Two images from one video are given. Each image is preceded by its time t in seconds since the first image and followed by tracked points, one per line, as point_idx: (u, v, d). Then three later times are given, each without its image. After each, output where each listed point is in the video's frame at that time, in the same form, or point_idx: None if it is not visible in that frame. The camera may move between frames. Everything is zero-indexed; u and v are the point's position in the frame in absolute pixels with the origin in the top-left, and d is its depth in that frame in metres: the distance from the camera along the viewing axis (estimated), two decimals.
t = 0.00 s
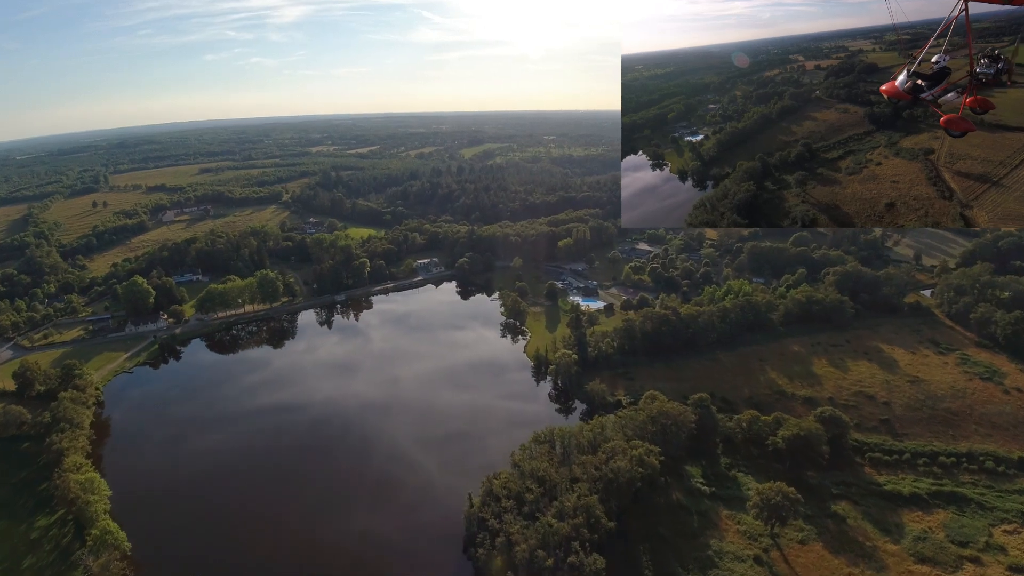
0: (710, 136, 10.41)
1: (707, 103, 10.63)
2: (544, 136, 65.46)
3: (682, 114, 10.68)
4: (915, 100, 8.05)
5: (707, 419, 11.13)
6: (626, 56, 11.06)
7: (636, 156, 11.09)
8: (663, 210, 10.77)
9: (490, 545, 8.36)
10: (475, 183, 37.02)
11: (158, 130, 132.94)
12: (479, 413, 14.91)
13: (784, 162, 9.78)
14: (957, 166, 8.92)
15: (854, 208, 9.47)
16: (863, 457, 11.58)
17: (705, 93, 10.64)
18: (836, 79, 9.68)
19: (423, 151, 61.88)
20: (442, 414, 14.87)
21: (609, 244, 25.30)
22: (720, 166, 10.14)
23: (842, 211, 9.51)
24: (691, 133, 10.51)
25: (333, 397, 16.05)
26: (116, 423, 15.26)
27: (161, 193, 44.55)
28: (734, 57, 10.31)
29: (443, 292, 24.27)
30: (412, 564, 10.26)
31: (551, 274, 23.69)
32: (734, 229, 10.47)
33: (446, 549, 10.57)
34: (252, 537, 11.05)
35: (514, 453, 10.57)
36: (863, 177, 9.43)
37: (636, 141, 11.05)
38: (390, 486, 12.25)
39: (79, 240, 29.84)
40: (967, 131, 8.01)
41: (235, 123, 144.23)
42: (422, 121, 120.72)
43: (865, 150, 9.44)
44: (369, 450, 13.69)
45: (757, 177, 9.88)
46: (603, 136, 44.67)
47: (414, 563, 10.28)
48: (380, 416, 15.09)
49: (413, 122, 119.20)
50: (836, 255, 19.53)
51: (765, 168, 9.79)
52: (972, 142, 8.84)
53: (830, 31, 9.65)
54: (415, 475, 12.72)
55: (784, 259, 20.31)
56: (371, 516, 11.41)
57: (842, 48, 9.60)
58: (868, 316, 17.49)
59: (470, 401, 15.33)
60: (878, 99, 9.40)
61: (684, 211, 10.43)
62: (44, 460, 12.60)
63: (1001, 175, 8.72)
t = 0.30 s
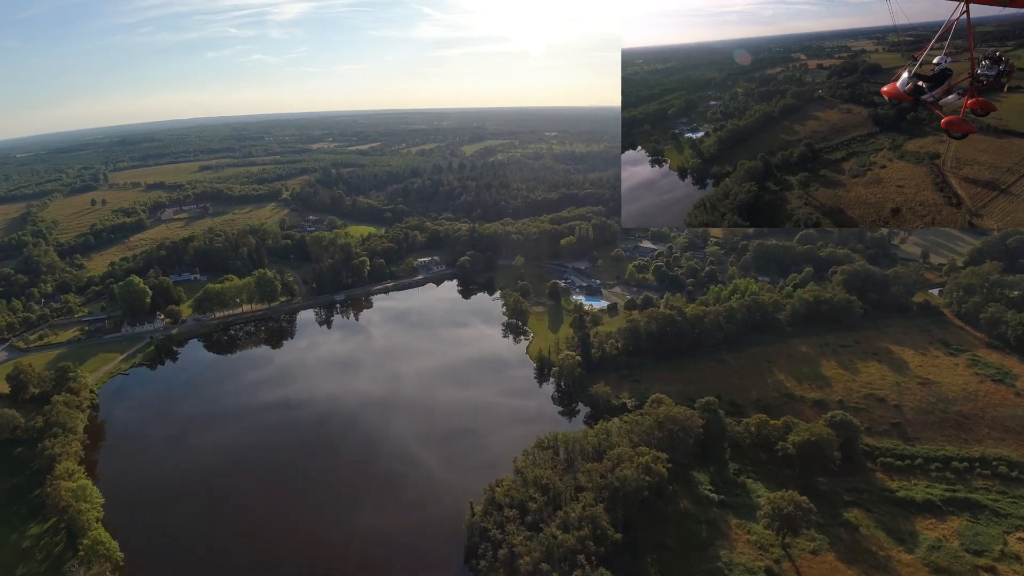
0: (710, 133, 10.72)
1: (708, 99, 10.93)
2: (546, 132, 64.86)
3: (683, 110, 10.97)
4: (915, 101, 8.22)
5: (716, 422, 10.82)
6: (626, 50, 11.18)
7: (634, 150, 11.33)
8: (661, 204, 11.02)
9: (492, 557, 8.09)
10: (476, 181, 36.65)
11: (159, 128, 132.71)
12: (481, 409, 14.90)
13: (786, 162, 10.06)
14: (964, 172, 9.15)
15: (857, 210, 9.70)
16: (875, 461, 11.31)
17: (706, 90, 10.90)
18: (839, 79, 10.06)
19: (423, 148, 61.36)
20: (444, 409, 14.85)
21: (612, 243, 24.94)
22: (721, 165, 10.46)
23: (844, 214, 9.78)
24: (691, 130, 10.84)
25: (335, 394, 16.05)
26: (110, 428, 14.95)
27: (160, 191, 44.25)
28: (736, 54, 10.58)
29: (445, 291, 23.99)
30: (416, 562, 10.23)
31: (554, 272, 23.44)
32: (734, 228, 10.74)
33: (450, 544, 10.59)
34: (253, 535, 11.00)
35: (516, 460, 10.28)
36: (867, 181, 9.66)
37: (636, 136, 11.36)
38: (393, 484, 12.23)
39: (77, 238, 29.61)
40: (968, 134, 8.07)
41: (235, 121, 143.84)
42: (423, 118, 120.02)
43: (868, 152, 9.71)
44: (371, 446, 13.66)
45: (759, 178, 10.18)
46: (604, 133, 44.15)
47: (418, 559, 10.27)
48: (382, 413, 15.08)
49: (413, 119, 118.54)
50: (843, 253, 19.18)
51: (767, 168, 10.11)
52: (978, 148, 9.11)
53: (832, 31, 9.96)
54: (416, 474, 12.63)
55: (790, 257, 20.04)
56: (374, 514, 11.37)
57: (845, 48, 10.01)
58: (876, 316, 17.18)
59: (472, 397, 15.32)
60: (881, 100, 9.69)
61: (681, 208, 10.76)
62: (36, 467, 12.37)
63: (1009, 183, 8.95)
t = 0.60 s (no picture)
0: (711, 135, 10.71)
1: (708, 100, 10.98)
2: (547, 128, 64.25)
3: (683, 111, 11.09)
4: (916, 99, 8.15)
5: (722, 426, 10.54)
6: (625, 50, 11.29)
7: (633, 152, 11.56)
8: (660, 205, 11.11)
9: (493, 569, 7.84)
10: (477, 177, 36.23)
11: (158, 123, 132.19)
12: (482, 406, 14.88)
13: (790, 164, 9.92)
14: (972, 172, 8.98)
15: (864, 212, 9.57)
16: (884, 467, 11.03)
17: (706, 90, 10.99)
18: (841, 79, 9.87)
19: (423, 144, 60.79)
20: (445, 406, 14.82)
21: (615, 240, 24.57)
22: (724, 166, 10.47)
23: (851, 216, 9.65)
24: (693, 131, 10.90)
25: (335, 392, 16.01)
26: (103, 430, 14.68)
27: (158, 187, 43.90)
28: (736, 54, 10.62)
29: (444, 289, 23.64)
30: (418, 562, 10.19)
31: (554, 270, 23.10)
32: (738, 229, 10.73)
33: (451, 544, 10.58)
34: (255, 535, 10.94)
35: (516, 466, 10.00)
36: (874, 181, 9.47)
37: (636, 139, 11.52)
38: (395, 482, 12.21)
39: (74, 235, 29.34)
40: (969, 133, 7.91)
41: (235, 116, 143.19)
42: (423, 113, 119.19)
43: (873, 153, 9.49)
44: (371, 444, 13.63)
45: (763, 180, 10.07)
46: (606, 128, 43.65)
47: (422, 558, 10.27)
48: (383, 409, 15.04)
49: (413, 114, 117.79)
50: (849, 252, 18.52)
51: (770, 170, 9.98)
52: (987, 147, 8.91)
53: (831, 30, 9.95)
54: (416, 473, 12.54)
55: (796, 255, 19.71)
56: (377, 513, 11.35)
57: (845, 46, 9.92)
58: (883, 316, 16.88)
59: (473, 394, 15.30)
60: (885, 100, 9.51)
61: (680, 209, 10.97)
62: (25, 471, 12.11)
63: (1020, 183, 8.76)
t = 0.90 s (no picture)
0: (713, 135, 10.82)
1: (708, 100, 11.04)
2: (548, 126, 63.68)
3: (683, 111, 11.18)
4: (916, 98, 8.39)
5: (730, 434, 10.25)
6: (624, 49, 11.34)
7: (633, 152, 11.55)
8: (660, 204, 11.21)
9: None
10: (477, 175, 35.93)
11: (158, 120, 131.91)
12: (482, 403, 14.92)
13: (793, 166, 10.16)
14: (980, 175, 9.30)
15: (870, 213, 9.94)
16: (894, 476, 10.77)
17: (706, 90, 11.08)
18: (843, 79, 10.14)
19: (422, 142, 60.29)
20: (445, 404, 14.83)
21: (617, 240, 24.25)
22: (726, 168, 10.61)
23: (857, 219, 10.01)
24: (693, 131, 11.00)
25: (335, 390, 16.04)
26: (94, 433, 14.53)
27: (155, 185, 43.55)
28: (736, 53, 10.70)
29: (443, 289, 23.35)
30: (420, 560, 10.21)
31: (555, 269, 22.85)
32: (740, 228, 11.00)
33: (452, 542, 10.59)
34: (256, 534, 10.97)
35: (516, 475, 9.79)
36: (880, 184, 9.77)
37: (634, 138, 11.56)
38: (396, 480, 12.24)
39: (70, 233, 29.05)
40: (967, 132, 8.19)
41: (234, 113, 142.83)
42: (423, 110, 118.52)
43: (878, 154, 9.74)
44: (371, 442, 13.65)
45: (766, 182, 10.29)
46: (605, 127, 43.30)
47: (424, 555, 10.31)
48: (382, 407, 15.06)
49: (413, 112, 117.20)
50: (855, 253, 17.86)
51: (773, 173, 10.22)
52: (994, 150, 9.18)
53: (832, 30, 10.09)
54: (415, 473, 12.51)
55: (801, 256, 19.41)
56: (378, 511, 11.39)
57: (845, 46, 10.11)
58: (890, 319, 16.77)
59: (473, 393, 15.35)
60: (886, 100, 9.78)
61: (679, 209, 11.06)
62: (11, 478, 11.81)
63: None
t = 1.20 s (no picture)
0: (714, 137, 10.47)
1: (708, 102, 10.69)
2: (548, 126, 63.33)
3: (683, 113, 10.85)
4: (916, 98, 8.30)
5: (735, 444, 10.00)
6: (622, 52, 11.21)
7: (633, 155, 11.26)
8: (659, 207, 10.96)
9: None
10: (475, 175, 35.62)
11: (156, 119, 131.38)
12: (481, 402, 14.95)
13: (798, 168, 9.88)
14: (991, 175, 9.08)
15: (878, 215, 9.75)
16: (903, 487, 10.53)
17: (706, 92, 10.75)
18: (844, 79, 9.85)
19: (422, 142, 59.98)
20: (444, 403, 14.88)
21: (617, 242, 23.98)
22: (729, 171, 10.30)
23: (864, 220, 9.84)
24: (694, 134, 10.66)
25: (335, 390, 16.15)
26: (85, 441, 14.39)
27: (152, 185, 43.20)
28: (735, 54, 10.46)
29: (441, 291, 23.05)
30: (419, 560, 10.27)
31: (556, 271, 22.56)
32: (744, 228, 10.82)
33: (451, 542, 10.66)
34: (254, 532, 11.12)
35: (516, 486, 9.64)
36: (887, 186, 9.54)
37: (634, 142, 11.27)
38: (393, 479, 12.35)
39: (65, 234, 28.73)
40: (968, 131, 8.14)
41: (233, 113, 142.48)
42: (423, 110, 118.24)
43: (885, 155, 9.51)
44: (370, 440, 13.75)
45: (770, 186, 10.03)
46: (605, 127, 43.01)
47: (420, 553, 10.40)
48: (381, 406, 15.12)
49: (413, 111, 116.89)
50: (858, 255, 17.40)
51: (778, 176, 9.95)
52: (1006, 148, 8.93)
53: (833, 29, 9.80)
54: (412, 474, 12.54)
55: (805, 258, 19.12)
56: (375, 510, 11.51)
57: (845, 46, 9.83)
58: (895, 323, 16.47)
59: (471, 394, 15.38)
60: (890, 99, 9.51)
61: (680, 210, 10.77)
62: None
63: None
